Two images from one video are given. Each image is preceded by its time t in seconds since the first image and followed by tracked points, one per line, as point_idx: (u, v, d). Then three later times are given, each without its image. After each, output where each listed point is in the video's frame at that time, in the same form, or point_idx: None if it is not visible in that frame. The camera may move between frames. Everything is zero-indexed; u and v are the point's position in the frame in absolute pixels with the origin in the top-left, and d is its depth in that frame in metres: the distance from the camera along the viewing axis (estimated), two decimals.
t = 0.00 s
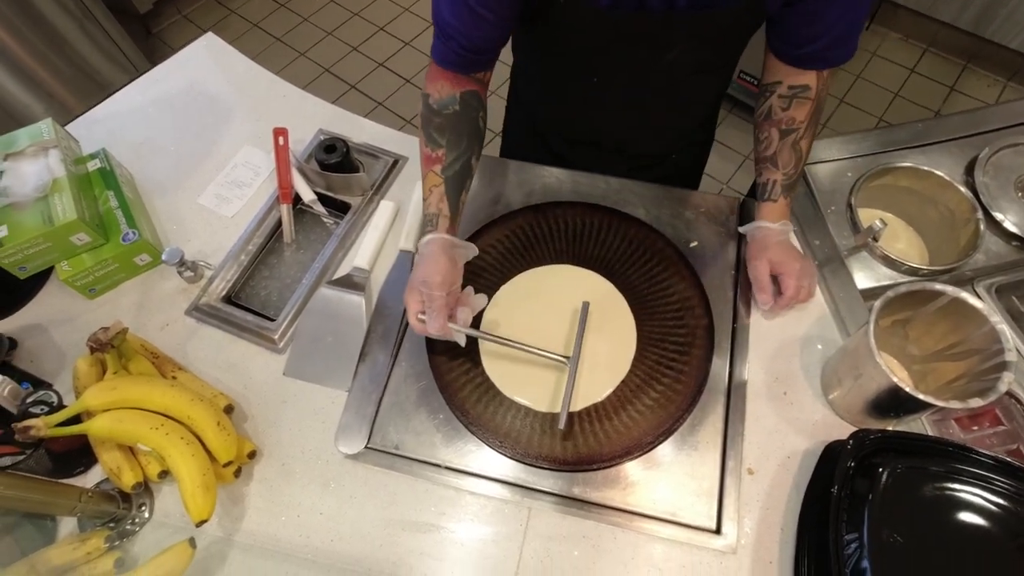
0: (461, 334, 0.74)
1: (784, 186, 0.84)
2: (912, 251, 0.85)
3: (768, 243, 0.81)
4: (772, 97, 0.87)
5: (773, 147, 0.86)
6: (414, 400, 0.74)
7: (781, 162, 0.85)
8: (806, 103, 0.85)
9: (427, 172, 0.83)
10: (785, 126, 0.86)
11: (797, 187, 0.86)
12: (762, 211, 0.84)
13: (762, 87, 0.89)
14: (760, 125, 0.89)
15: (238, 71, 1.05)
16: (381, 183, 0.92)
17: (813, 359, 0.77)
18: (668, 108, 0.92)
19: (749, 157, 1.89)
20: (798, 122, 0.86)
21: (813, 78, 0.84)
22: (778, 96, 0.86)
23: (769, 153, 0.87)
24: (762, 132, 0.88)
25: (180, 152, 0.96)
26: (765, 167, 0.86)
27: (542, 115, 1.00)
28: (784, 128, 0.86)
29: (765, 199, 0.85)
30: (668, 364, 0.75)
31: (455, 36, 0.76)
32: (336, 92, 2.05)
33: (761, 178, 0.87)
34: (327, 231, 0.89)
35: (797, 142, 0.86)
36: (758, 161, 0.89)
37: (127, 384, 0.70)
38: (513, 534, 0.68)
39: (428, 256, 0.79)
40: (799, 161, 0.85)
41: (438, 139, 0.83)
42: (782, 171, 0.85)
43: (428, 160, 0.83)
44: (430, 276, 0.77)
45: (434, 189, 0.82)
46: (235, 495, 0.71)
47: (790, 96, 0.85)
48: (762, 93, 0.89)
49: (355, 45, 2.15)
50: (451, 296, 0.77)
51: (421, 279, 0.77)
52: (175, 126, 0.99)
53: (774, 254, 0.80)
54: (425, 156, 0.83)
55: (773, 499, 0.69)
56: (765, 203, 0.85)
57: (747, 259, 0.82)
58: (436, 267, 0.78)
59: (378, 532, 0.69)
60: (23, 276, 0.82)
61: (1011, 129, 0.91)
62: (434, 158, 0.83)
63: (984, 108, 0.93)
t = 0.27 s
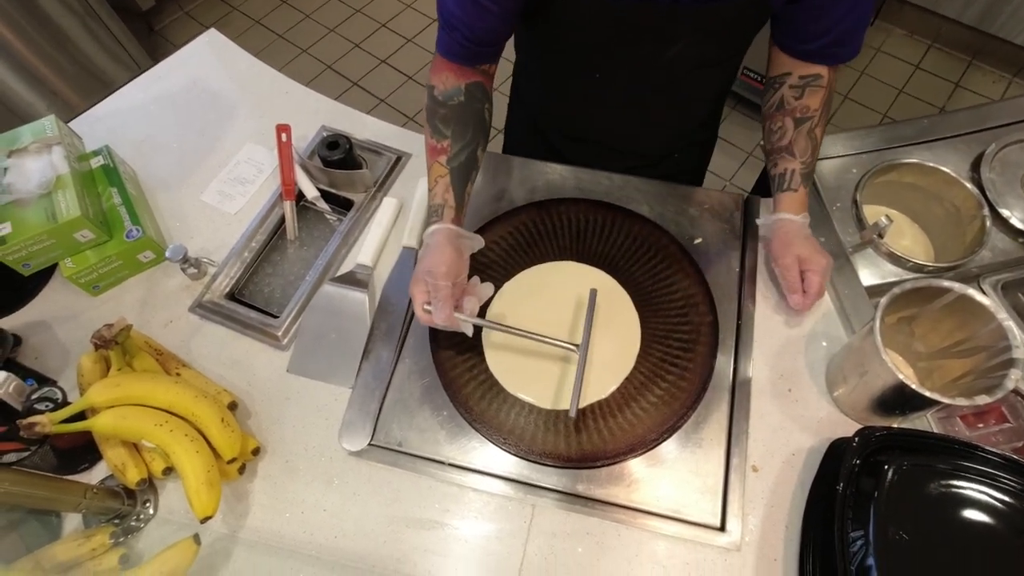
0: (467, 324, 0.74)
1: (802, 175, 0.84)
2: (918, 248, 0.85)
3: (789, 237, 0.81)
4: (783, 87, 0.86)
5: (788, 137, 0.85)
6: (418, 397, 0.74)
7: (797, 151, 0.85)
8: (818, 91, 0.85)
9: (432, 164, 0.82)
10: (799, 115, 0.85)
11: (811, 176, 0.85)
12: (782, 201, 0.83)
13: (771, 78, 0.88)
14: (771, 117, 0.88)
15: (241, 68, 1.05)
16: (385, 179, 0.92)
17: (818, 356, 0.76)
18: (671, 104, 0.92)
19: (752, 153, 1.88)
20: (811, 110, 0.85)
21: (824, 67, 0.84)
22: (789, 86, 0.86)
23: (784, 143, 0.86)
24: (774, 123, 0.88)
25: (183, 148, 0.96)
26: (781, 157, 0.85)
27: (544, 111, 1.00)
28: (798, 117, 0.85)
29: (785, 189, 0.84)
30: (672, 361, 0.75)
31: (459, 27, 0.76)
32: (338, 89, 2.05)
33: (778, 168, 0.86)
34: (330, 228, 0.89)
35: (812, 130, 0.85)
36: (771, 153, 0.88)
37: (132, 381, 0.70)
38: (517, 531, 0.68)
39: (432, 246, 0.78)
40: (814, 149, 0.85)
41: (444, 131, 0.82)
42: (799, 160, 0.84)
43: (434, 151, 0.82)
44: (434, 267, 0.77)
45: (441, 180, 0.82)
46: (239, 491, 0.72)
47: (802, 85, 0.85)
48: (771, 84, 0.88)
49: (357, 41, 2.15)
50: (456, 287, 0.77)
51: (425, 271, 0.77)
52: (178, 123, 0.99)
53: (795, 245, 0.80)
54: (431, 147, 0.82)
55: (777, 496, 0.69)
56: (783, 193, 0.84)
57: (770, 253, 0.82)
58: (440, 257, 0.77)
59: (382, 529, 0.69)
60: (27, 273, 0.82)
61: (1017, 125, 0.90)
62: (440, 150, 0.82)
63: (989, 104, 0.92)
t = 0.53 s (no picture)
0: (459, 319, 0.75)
1: (805, 168, 0.84)
2: (917, 249, 0.85)
3: (790, 232, 0.81)
4: (783, 83, 0.87)
5: (789, 131, 0.86)
6: (417, 397, 0.74)
7: (798, 145, 0.85)
8: (819, 86, 0.85)
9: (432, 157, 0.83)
10: (800, 109, 0.85)
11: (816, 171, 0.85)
12: (784, 195, 0.84)
13: (772, 75, 0.89)
14: (773, 112, 0.89)
15: (240, 68, 1.05)
16: (384, 179, 0.92)
17: (817, 355, 0.77)
18: (672, 104, 0.92)
19: (751, 154, 1.88)
20: (812, 105, 0.85)
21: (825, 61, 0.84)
22: (789, 82, 0.86)
23: (785, 138, 0.86)
24: (776, 118, 0.88)
25: (183, 148, 0.96)
26: (783, 152, 0.86)
27: (544, 111, 1.00)
28: (798, 111, 0.85)
29: (788, 183, 0.84)
30: (671, 360, 0.75)
31: (463, 26, 0.76)
32: (337, 89, 2.05)
33: (780, 163, 0.86)
34: (329, 228, 0.89)
35: (814, 124, 0.85)
36: (774, 149, 0.88)
37: (132, 381, 0.70)
38: (516, 531, 0.68)
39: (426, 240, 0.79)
40: (817, 142, 0.84)
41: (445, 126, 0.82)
42: (801, 153, 0.84)
43: (435, 146, 0.82)
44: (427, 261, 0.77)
45: (438, 175, 0.82)
46: (238, 492, 0.71)
47: (802, 80, 0.86)
48: (772, 81, 0.89)
49: (356, 41, 2.15)
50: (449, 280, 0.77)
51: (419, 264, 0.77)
52: (177, 123, 0.98)
53: (795, 238, 0.80)
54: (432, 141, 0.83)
55: (777, 496, 0.69)
56: (786, 187, 0.84)
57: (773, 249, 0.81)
58: (434, 251, 0.77)
59: (381, 529, 0.69)
60: (25, 273, 0.82)
61: (1015, 125, 0.90)
62: (440, 144, 0.82)
63: (985, 105, 0.92)
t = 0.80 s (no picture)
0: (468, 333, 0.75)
1: (796, 189, 0.83)
2: (914, 250, 0.85)
3: (781, 246, 0.81)
4: (781, 100, 0.87)
5: (784, 150, 0.85)
6: (415, 398, 0.74)
7: (792, 166, 0.84)
8: (816, 106, 0.85)
9: (433, 166, 0.82)
10: (795, 129, 0.85)
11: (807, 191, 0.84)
12: (776, 214, 0.83)
13: (771, 91, 0.89)
14: (770, 129, 0.89)
15: (238, 69, 1.04)
16: (382, 180, 0.92)
17: (815, 356, 0.77)
18: (671, 106, 0.92)
19: (748, 154, 1.89)
20: (808, 125, 0.85)
21: (822, 79, 0.84)
22: (787, 99, 0.86)
23: (780, 157, 0.86)
24: (772, 136, 0.88)
25: (180, 148, 0.96)
26: (777, 170, 0.85)
27: (544, 111, 1.00)
28: (794, 130, 0.85)
29: (778, 203, 0.84)
30: (670, 362, 0.75)
31: (466, 28, 0.75)
32: (335, 89, 2.04)
33: (772, 183, 0.85)
34: (326, 229, 0.89)
35: (808, 144, 0.85)
36: (768, 167, 0.88)
37: (128, 383, 0.70)
38: (514, 533, 0.68)
39: (434, 251, 0.78)
40: (810, 164, 0.84)
41: (447, 134, 0.82)
42: (794, 174, 0.84)
43: (437, 154, 0.82)
44: (436, 274, 0.76)
45: (440, 184, 0.82)
46: (235, 494, 0.71)
47: (800, 98, 0.85)
48: (771, 98, 0.89)
49: (353, 42, 2.14)
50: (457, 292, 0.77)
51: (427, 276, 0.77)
52: (174, 123, 0.98)
53: (786, 258, 0.79)
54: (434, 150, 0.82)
55: (775, 497, 0.69)
56: (777, 206, 0.83)
57: (761, 259, 0.81)
58: (442, 263, 0.77)
59: (379, 531, 0.68)
60: (20, 274, 0.82)
61: (1011, 127, 0.91)
62: (442, 153, 0.82)
63: (982, 106, 0.93)
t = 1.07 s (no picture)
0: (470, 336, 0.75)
1: (794, 194, 0.83)
2: (912, 251, 0.85)
3: (777, 249, 0.80)
4: (783, 103, 0.87)
5: (784, 155, 0.85)
6: (413, 399, 0.74)
7: (791, 171, 0.84)
8: (818, 110, 0.85)
9: (434, 169, 0.82)
10: (796, 133, 0.85)
11: (806, 195, 0.84)
12: (772, 218, 0.83)
13: (774, 94, 0.89)
14: (770, 133, 0.89)
15: (235, 69, 1.04)
16: (380, 180, 0.92)
17: (814, 357, 0.77)
18: (671, 106, 0.92)
19: (747, 155, 1.89)
20: (809, 129, 0.85)
21: (825, 83, 0.84)
22: (789, 103, 0.86)
23: (780, 161, 0.86)
24: (773, 139, 0.88)
25: (177, 149, 0.95)
26: (775, 174, 0.85)
27: (545, 112, 1.00)
28: (794, 135, 0.85)
29: (775, 207, 0.83)
30: (669, 362, 0.74)
31: (467, 30, 0.75)
32: (333, 90, 2.04)
33: (770, 187, 0.85)
34: (325, 230, 0.89)
35: (808, 149, 0.84)
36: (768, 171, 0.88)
37: (126, 384, 0.70)
38: (513, 534, 0.68)
39: (435, 255, 0.78)
40: (809, 169, 0.83)
41: (448, 137, 0.82)
42: (792, 179, 0.83)
43: (438, 157, 0.82)
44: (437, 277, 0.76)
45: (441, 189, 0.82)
46: (233, 495, 0.71)
47: (802, 102, 0.85)
48: (773, 100, 0.89)
49: (352, 42, 2.14)
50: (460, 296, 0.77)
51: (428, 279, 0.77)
52: (172, 124, 0.98)
53: (782, 262, 0.79)
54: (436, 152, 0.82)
55: (774, 498, 0.69)
56: (774, 211, 0.83)
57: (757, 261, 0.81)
58: (444, 267, 0.77)
59: (378, 533, 0.68)
60: (18, 275, 0.81)
61: (1009, 127, 0.91)
62: (443, 156, 0.82)
63: (980, 107, 0.93)
